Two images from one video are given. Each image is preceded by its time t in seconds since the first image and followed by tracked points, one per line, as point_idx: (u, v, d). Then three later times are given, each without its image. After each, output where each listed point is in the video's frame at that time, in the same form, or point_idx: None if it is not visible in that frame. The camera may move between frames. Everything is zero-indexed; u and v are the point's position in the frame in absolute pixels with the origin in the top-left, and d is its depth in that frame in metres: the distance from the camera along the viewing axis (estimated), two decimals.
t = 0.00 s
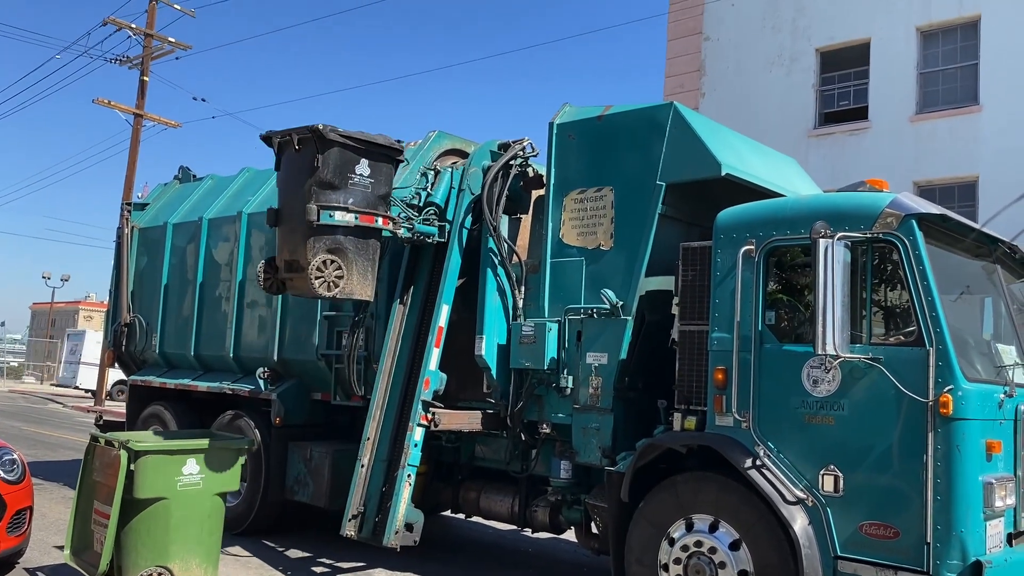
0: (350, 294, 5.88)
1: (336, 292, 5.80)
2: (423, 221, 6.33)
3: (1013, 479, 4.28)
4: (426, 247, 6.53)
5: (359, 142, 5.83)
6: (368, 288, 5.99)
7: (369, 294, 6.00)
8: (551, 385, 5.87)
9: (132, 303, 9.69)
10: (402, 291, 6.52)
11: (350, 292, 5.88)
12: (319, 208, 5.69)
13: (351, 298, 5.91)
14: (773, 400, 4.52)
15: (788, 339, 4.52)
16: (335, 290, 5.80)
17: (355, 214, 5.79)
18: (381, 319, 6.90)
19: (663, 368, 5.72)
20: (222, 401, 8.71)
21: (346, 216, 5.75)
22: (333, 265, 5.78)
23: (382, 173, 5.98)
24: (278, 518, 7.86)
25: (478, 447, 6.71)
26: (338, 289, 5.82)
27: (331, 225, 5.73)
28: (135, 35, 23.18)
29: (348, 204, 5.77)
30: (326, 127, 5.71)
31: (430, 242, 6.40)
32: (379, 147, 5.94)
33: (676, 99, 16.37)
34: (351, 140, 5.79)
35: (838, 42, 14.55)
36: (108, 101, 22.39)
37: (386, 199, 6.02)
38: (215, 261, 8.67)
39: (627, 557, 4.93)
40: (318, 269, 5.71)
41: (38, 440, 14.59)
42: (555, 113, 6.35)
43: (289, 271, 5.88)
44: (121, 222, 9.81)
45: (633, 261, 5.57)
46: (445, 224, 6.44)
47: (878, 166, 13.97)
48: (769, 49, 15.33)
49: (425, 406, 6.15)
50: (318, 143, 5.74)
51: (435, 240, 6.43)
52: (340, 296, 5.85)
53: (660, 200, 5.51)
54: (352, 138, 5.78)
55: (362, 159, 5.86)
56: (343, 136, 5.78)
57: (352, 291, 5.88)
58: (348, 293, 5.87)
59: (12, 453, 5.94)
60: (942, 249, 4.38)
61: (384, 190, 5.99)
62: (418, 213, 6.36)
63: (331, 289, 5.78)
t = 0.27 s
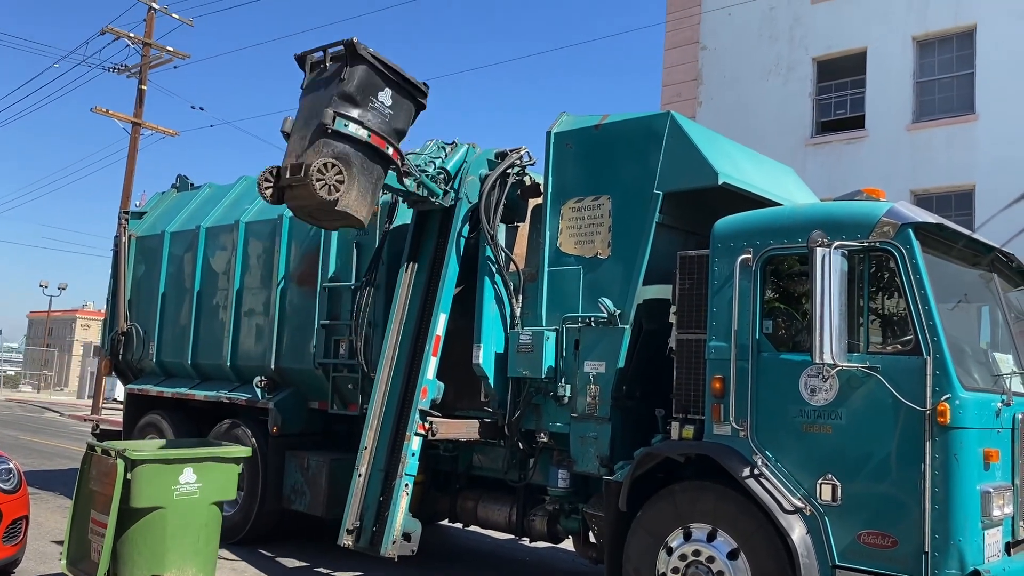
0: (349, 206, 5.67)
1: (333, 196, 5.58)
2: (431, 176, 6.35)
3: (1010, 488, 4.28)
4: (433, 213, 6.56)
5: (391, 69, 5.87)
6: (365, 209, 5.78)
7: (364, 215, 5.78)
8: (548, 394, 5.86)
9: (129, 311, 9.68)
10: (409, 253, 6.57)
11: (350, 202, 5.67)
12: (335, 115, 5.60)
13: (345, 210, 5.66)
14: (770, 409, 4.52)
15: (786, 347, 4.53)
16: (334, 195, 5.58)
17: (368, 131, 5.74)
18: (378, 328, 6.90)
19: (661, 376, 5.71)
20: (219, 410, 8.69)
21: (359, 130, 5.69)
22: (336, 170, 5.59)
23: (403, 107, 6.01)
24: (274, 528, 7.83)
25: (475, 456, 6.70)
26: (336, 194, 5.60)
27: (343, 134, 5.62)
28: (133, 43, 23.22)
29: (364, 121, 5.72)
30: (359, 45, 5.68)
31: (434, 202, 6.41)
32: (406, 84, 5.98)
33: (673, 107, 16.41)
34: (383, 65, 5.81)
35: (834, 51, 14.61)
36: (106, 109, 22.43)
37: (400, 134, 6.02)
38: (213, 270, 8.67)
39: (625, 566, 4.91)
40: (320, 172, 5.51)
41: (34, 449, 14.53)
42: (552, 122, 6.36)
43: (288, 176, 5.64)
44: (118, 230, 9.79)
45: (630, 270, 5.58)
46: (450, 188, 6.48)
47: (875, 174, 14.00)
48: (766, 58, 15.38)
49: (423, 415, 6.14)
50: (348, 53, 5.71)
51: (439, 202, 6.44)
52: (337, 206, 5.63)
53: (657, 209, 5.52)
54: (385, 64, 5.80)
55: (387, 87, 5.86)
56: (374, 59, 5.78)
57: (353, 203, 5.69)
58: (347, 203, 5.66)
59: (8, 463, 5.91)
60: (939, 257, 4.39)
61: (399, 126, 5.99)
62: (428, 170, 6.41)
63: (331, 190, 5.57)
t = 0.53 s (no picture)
0: (385, 32, 5.78)
1: (376, 22, 5.69)
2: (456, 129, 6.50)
3: (1008, 495, 4.28)
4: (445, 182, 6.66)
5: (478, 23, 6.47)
6: (386, 66, 5.84)
7: (381, 66, 5.82)
8: (547, 401, 5.86)
9: (127, 319, 9.67)
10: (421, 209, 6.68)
11: (395, 38, 5.86)
12: None
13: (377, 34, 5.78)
14: (768, 416, 4.51)
15: (783, 354, 4.53)
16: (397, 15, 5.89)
17: (433, 22, 6.10)
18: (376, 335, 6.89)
19: (659, 382, 5.71)
20: (217, 418, 8.67)
21: (426, 12, 6.07)
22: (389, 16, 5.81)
23: (472, 51, 6.43)
24: (272, 536, 7.81)
25: (473, 464, 6.69)
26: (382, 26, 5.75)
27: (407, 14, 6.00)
28: (131, 51, 23.27)
29: (433, 15, 6.13)
30: None
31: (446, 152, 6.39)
32: (485, 40, 6.50)
33: (671, 115, 16.45)
34: (475, 7, 6.48)
35: (831, 58, 14.66)
36: (104, 116, 22.45)
37: (457, 58, 6.31)
38: (210, 277, 8.67)
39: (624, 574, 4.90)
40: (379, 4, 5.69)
41: (31, 457, 14.50)
42: (549, 130, 6.38)
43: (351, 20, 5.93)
44: (116, 238, 9.80)
45: (628, 277, 5.59)
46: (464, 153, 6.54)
47: (872, 181, 14.03)
48: (763, 66, 15.43)
49: (420, 422, 6.13)
50: None
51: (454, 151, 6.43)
52: (375, 30, 5.75)
53: (654, 217, 5.53)
54: (477, 12, 6.47)
55: (468, 24, 6.39)
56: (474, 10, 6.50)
57: (395, 40, 5.87)
58: (385, 36, 5.80)
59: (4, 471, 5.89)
60: (936, 265, 4.40)
61: (459, 54, 6.31)
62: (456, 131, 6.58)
63: (373, 17, 5.67)
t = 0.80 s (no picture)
0: (486, 13, 6.46)
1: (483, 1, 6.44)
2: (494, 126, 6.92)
3: (1007, 500, 4.27)
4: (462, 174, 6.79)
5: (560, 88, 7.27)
6: (475, 35, 6.42)
7: (470, 31, 6.40)
8: (545, 407, 5.86)
9: (125, 325, 9.65)
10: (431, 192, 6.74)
11: (492, 25, 6.52)
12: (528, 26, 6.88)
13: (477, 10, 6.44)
14: (767, 422, 4.51)
15: (782, 360, 4.53)
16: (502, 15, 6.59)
17: (527, 43, 6.83)
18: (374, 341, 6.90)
19: (658, 388, 5.71)
20: (215, 424, 8.66)
21: (526, 34, 6.83)
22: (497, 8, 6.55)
23: (544, 97, 7.11)
24: (270, 542, 7.79)
25: (472, 470, 6.68)
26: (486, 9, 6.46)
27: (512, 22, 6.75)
28: (130, 58, 23.30)
29: (530, 43, 6.88)
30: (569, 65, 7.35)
31: (479, 144, 6.82)
32: (553, 100, 7.19)
33: (669, 121, 16.48)
34: (561, 72, 7.28)
35: (828, 64, 14.71)
36: (103, 123, 22.47)
37: (526, 87, 6.96)
38: (209, 284, 8.66)
39: None
40: None
41: (29, 463, 14.47)
42: (548, 136, 6.40)
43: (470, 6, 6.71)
44: (114, 244, 9.79)
45: (626, 284, 5.59)
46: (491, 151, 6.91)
47: (870, 187, 14.05)
48: (761, 72, 15.47)
49: (419, 428, 6.13)
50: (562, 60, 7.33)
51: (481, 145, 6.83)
52: (482, 9, 6.47)
53: (652, 222, 5.54)
54: (560, 76, 7.25)
55: (550, 78, 7.13)
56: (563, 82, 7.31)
57: (492, 27, 6.52)
58: (485, 16, 6.47)
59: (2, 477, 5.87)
60: (934, 270, 4.41)
61: (528, 89, 6.97)
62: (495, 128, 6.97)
63: None
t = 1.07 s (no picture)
0: (573, 87, 7.13)
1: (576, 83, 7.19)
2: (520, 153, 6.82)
3: (1006, 504, 4.27)
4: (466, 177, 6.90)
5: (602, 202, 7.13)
6: (553, 87, 7.02)
7: (551, 82, 7.02)
8: (545, 411, 5.86)
9: (124, 330, 9.64)
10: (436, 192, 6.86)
11: (573, 95, 7.12)
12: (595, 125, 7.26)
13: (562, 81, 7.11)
14: (765, 426, 4.51)
15: (781, 364, 4.53)
16: (586, 105, 7.22)
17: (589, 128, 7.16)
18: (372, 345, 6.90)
19: (658, 392, 5.71)
20: (214, 428, 8.65)
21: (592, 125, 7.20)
22: (582, 91, 7.20)
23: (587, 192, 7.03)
24: (269, 547, 7.77)
25: (471, 474, 6.67)
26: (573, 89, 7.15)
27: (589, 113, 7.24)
28: (129, 62, 23.32)
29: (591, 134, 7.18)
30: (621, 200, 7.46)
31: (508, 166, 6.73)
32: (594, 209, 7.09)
33: (668, 125, 16.50)
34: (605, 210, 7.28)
35: (826, 69, 14.74)
36: (102, 127, 22.47)
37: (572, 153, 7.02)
38: (208, 288, 8.66)
39: None
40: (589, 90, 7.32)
41: (26, 469, 14.43)
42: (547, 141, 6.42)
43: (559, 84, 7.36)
44: (113, 249, 9.78)
45: (625, 287, 5.59)
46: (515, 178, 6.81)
47: (869, 191, 14.07)
48: (759, 77, 15.51)
49: (418, 432, 6.12)
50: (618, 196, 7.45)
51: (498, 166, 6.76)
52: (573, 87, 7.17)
53: (652, 226, 5.54)
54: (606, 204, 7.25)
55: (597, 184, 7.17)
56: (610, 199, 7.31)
57: (571, 95, 7.10)
58: (570, 88, 7.12)
59: None
60: (933, 274, 4.41)
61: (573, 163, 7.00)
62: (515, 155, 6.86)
63: (577, 80, 7.19)
